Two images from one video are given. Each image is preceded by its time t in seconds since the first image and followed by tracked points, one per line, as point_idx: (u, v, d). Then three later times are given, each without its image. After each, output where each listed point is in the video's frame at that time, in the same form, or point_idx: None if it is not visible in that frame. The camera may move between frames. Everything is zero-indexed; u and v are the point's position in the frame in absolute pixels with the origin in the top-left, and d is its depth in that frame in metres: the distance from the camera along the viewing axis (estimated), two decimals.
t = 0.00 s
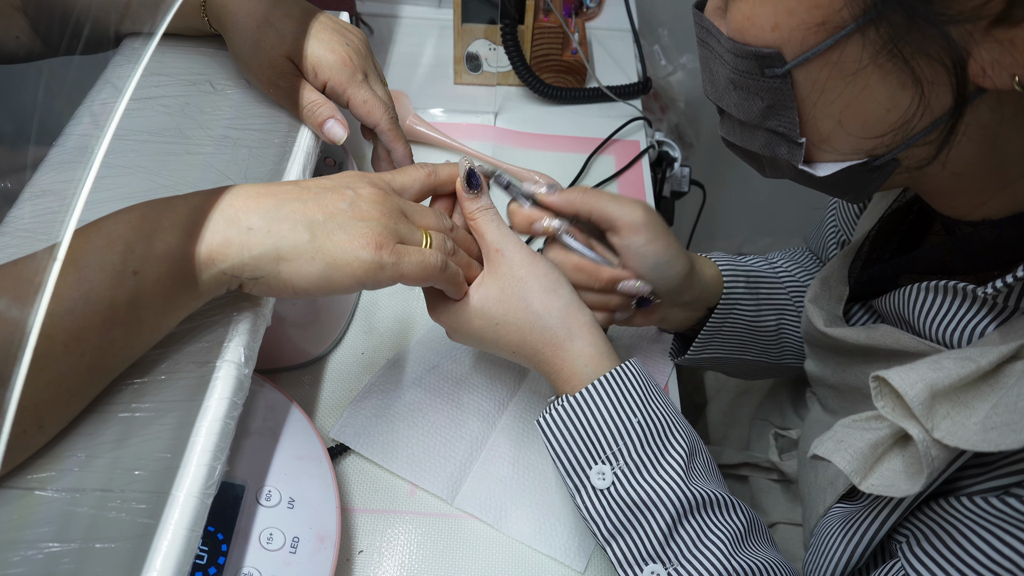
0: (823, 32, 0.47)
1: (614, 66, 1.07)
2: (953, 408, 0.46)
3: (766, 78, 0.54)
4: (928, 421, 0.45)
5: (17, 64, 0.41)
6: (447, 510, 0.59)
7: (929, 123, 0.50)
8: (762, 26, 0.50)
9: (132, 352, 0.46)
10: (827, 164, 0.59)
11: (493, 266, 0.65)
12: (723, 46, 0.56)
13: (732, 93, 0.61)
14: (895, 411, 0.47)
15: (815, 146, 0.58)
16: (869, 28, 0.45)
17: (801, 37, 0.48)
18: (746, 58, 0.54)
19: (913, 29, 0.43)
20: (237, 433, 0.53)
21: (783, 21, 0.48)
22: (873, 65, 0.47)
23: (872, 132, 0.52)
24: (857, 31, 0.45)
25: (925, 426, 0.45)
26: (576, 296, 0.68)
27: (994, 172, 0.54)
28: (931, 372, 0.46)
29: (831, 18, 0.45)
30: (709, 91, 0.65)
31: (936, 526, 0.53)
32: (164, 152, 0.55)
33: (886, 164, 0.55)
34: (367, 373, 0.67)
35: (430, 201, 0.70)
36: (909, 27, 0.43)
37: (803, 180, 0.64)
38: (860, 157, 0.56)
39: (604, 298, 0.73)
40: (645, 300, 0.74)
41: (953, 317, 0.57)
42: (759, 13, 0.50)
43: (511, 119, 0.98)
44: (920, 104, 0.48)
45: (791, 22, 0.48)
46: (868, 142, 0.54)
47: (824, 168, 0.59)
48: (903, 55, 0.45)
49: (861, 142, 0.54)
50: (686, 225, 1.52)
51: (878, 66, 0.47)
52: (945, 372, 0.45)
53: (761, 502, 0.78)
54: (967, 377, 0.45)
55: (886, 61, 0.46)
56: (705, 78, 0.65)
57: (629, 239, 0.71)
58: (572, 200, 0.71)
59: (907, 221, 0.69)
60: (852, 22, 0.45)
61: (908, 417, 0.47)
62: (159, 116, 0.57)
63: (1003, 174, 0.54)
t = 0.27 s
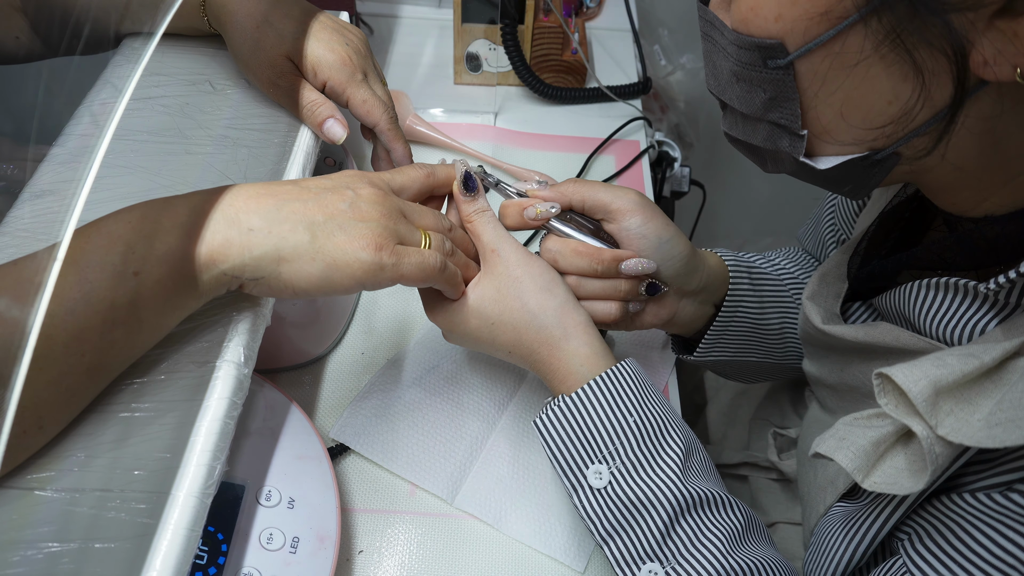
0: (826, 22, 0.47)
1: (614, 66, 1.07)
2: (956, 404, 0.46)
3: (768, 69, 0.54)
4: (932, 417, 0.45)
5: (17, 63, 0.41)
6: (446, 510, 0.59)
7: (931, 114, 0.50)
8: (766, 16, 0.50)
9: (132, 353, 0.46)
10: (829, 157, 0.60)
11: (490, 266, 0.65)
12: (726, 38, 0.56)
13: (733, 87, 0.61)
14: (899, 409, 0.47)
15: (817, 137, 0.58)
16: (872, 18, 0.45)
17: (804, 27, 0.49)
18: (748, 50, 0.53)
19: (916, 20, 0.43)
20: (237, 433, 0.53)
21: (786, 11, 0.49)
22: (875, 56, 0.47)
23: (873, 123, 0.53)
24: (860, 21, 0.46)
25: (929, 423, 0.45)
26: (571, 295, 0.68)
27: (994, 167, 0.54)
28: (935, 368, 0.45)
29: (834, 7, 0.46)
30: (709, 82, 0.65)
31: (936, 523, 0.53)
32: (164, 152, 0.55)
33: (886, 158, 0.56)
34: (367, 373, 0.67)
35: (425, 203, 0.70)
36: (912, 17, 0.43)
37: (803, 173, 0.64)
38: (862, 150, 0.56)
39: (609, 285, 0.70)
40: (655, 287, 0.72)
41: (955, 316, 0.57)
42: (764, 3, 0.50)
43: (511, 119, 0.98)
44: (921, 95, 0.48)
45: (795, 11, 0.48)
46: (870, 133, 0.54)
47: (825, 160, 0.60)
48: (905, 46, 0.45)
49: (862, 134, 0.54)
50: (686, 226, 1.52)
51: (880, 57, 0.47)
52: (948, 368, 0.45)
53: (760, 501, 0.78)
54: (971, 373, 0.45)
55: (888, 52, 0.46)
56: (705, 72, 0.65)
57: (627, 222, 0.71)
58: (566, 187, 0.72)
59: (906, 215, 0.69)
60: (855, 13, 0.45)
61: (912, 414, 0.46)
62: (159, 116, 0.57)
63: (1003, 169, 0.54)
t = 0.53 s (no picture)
0: (837, 16, 0.47)
1: (614, 66, 1.07)
2: (961, 409, 0.46)
3: (775, 61, 0.53)
4: (936, 422, 0.45)
5: (17, 63, 0.40)
6: (447, 509, 0.59)
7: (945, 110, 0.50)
8: (776, 8, 0.49)
9: (131, 353, 0.46)
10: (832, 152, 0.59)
11: (498, 266, 0.66)
12: (733, 30, 0.55)
13: (739, 79, 0.60)
14: (902, 414, 0.47)
15: (823, 131, 0.58)
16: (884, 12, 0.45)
17: (814, 21, 0.48)
18: (757, 42, 0.53)
19: (930, 16, 0.43)
20: (237, 432, 0.53)
21: (797, 4, 0.48)
22: (887, 50, 0.47)
23: (882, 120, 0.53)
24: (872, 15, 0.45)
25: (933, 428, 0.45)
26: (578, 299, 0.68)
27: (1002, 167, 0.54)
28: (941, 373, 0.46)
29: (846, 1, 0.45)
30: (714, 73, 0.66)
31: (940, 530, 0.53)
32: (163, 151, 0.55)
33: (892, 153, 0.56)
34: (367, 373, 0.67)
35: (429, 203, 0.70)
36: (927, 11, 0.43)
37: (807, 167, 0.64)
38: (867, 145, 0.56)
39: (618, 271, 0.70)
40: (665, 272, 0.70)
41: (963, 319, 0.56)
42: None
43: (511, 120, 0.98)
44: (932, 92, 0.48)
45: (806, 5, 0.47)
46: (879, 130, 0.54)
47: (831, 155, 0.59)
48: (918, 41, 0.45)
49: (871, 130, 0.54)
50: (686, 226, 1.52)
51: (892, 51, 0.47)
52: (954, 373, 0.45)
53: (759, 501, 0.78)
54: (977, 379, 0.45)
55: (901, 48, 0.46)
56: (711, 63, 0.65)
57: (634, 205, 0.72)
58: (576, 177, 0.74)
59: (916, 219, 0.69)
60: (866, 7, 0.45)
61: (917, 419, 0.47)
62: (159, 116, 0.57)
63: (1011, 170, 0.54)
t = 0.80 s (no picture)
0: (883, 133, 0.39)
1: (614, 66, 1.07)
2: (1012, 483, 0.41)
3: (821, 165, 0.47)
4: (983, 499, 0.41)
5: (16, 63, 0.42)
6: (447, 510, 0.59)
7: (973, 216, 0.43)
8: (817, 122, 0.42)
9: (131, 354, 0.46)
10: (892, 242, 0.51)
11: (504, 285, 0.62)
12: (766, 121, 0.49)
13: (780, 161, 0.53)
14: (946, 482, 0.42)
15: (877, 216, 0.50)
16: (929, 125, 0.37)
17: (862, 136, 0.41)
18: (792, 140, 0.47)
19: (987, 137, 0.36)
20: (237, 432, 0.53)
21: (840, 122, 0.40)
22: (939, 171, 0.40)
23: (939, 217, 0.45)
24: (919, 137, 0.38)
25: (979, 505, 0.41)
26: (582, 332, 0.61)
27: None
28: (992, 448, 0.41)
29: (895, 119, 0.38)
30: (721, 60, 0.61)
31: None
32: (164, 151, 0.55)
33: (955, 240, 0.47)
34: (368, 372, 0.67)
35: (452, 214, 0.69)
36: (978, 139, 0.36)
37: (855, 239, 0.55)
38: (930, 228, 0.47)
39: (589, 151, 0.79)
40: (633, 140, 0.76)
41: (994, 356, 0.54)
42: (814, 109, 0.41)
43: (511, 119, 0.97)
44: (989, 212, 0.41)
45: (850, 124, 0.40)
46: (930, 214, 0.45)
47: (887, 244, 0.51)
48: (972, 161, 0.38)
49: (925, 221, 0.46)
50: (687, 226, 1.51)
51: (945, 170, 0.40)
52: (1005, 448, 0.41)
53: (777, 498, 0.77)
54: None
55: (955, 168, 0.40)
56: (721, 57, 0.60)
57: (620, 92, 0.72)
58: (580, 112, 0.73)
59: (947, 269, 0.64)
60: (915, 130, 0.38)
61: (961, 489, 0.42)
62: (159, 117, 0.57)
63: None
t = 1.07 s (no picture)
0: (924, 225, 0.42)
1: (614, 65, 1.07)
2: None
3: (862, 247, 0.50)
4: None
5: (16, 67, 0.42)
6: (447, 510, 0.59)
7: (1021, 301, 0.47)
8: (856, 210, 0.45)
9: (129, 353, 0.46)
10: (933, 316, 0.54)
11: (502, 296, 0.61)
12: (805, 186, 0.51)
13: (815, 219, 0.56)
14: None
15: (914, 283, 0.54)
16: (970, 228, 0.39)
17: (903, 229, 0.44)
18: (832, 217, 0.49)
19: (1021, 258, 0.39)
20: (237, 432, 0.53)
21: (881, 214, 0.43)
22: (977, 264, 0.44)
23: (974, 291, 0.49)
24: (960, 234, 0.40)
25: None
26: (586, 342, 0.61)
27: None
28: None
29: (937, 223, 0.41)
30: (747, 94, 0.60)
31: None
32: (164, 151, 0.55)
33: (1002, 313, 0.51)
34: (367, 373, 0.67)
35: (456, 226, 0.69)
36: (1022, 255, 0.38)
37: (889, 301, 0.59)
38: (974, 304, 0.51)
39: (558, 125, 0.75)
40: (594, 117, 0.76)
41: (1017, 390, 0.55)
42: (852, 199, 0.44)
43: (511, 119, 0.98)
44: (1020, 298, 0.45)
45: (890, 216, 0.43)
46: (974, 290, 0.49)
47: (930, 320, 0.54)
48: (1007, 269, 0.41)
49: (964, 293, 0.50)
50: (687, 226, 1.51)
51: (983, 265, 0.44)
52: None
53: (790, 509, 0.77)
54: None
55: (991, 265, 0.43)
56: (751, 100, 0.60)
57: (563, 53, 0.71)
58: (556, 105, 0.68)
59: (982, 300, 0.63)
60: (953, 234, 0.41)
61: None
62: (158, 116, 0.57)
63: None
